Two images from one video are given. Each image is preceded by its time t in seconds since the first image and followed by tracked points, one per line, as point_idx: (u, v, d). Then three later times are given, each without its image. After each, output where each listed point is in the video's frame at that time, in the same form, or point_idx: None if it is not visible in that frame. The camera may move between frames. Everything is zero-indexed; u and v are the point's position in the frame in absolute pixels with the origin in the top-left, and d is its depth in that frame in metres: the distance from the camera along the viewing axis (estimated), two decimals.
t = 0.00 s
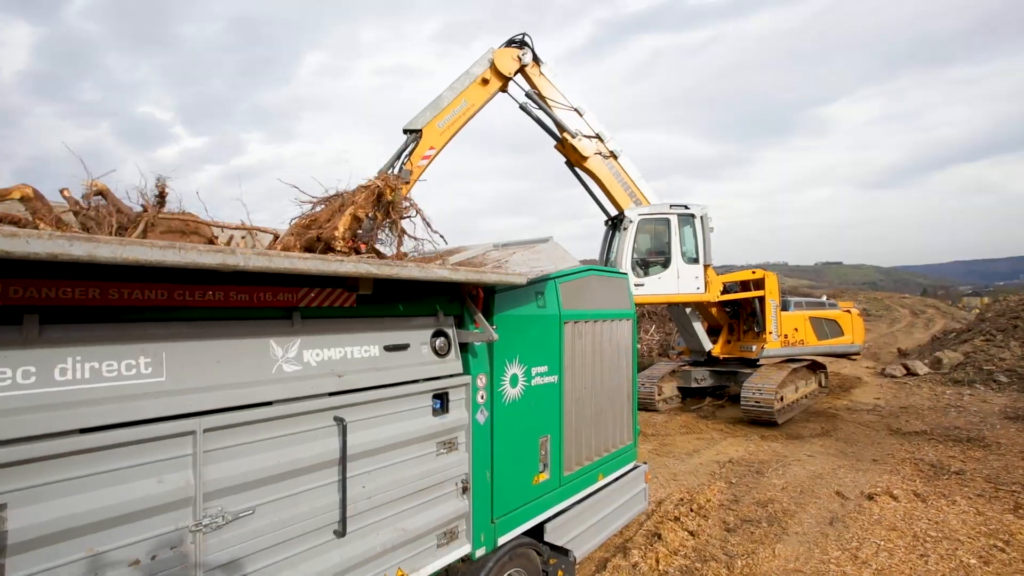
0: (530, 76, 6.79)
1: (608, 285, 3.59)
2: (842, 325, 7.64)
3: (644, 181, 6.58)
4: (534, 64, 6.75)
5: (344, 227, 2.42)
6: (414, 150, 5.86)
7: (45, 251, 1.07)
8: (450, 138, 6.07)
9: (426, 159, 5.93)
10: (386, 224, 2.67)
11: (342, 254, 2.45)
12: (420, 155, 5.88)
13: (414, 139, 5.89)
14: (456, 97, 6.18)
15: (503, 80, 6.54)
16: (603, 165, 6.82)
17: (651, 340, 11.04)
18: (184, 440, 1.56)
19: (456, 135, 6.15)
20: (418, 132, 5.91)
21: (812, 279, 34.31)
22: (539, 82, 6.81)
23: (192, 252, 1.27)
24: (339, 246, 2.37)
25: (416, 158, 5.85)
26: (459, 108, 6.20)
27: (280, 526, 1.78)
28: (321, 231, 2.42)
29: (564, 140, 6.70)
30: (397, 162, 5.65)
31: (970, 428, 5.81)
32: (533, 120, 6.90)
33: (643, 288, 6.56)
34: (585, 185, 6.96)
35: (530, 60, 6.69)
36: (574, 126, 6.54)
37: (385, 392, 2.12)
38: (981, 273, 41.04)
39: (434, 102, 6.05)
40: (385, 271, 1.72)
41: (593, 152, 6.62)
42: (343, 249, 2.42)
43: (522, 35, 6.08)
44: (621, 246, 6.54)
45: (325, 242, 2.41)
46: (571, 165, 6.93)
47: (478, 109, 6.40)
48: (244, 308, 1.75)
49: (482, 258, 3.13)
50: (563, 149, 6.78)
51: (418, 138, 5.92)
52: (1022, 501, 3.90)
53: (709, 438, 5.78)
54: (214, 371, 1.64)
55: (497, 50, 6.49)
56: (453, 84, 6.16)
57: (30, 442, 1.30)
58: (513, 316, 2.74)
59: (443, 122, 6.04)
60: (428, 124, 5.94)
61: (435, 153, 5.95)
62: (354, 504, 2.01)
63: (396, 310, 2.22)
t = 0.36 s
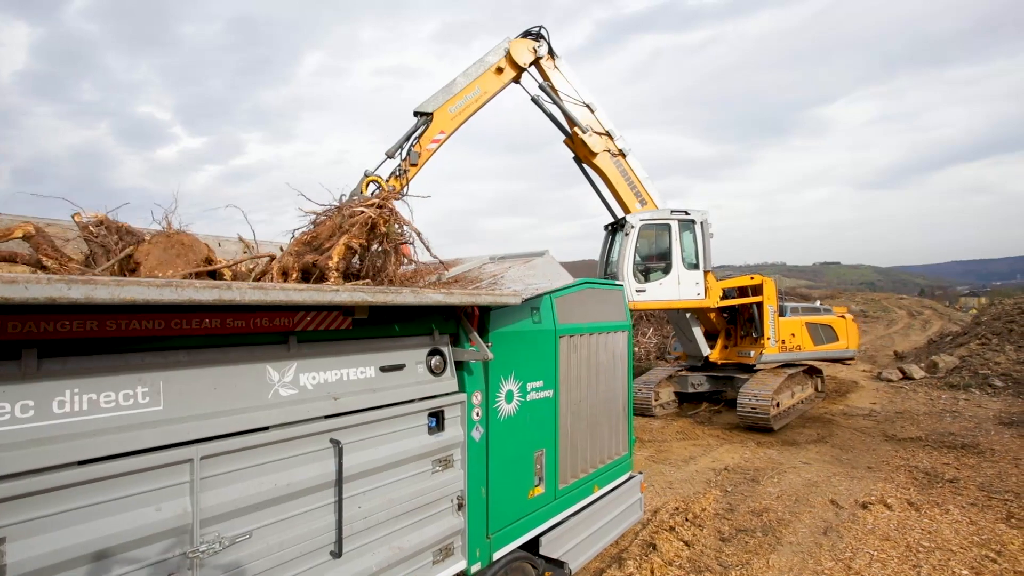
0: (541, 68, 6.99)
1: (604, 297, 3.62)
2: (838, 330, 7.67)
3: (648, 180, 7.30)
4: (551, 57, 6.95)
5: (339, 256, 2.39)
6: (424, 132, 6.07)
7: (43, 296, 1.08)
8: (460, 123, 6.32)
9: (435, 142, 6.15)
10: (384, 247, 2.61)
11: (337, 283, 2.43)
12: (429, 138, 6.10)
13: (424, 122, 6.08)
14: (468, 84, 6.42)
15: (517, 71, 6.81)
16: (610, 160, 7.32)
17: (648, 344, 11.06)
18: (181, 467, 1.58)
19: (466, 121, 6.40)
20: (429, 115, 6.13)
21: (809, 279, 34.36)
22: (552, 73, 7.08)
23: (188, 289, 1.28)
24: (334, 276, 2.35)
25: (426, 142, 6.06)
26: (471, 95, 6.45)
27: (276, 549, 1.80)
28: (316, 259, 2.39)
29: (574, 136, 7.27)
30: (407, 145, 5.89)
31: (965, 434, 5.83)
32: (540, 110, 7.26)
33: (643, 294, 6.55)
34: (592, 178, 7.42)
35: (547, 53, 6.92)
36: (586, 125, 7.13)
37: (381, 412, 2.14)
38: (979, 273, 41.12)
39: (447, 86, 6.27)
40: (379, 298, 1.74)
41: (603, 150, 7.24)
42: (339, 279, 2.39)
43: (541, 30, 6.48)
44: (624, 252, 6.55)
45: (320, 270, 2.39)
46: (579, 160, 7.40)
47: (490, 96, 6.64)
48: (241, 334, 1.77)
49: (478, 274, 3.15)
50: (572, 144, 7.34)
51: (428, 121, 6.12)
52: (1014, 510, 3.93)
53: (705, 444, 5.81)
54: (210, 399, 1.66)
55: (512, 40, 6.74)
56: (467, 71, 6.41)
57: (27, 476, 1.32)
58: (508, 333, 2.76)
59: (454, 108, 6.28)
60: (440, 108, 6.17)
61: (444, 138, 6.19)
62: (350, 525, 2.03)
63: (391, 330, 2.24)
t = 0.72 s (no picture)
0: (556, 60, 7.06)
1: (601, 310, 3.62)
2: (834, 336, 7.71)
3: (658, 181, 7.32)
4: (568, 50, 7.05)
5: (338, 271, 2.36)
6: (435, 113, 6.12)
7: (32, 342, 1.08)
8: (472, 107, 6.33)
9: (446, 124, 6.20)
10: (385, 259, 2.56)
11: (336, 300, 2.38)
12: (440, 120, 6.15)
13: (437, 102, 6.15)
14: (485, 69, 6.45)
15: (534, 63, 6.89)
16: (621, 159, 7.33)
17: (647, 347, 11.07)
18: (174, 498, 1.58)
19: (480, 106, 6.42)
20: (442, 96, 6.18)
21: (808, 279, 34.35)
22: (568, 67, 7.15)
23: (178, 327, 1.28)
24: (332, 291, 2.32)
25: (437, 123, 6.12)
26: (486, 80, 6.48)
27: None
28: (315, 274, 2.37)
29: (587, 132, 7.32)
30: (417, 124, 5.95)
31: (963, 441, 5.83)
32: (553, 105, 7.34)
33: (649, 301, 6.52)
34: (601, 177, 7.45)
35: (565, 45, 7.02)
36: (599, 121, 7.18)
37: (375, 435, 2.14)
38: (978, 273, 41.14)
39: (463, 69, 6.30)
40: (372, 327, 1.75)
41: (614, 148, 7.27)
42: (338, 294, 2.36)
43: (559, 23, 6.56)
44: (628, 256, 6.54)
45: (319, 287, 2.37)
46: (589, 157, 7.42)
47: (505, 83, 6.65)
48: (234, 361, 1.77)
49: (475, 290, 3.16)
50: (584, 139, 7.41)
51: (441, 103, 6.17)
52: (1011, 521, 3.93)
53: (703, 451, 5.81)
54: (203, 428, 1.66)
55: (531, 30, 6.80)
56: (484, 56, 6.44)
57: (19, 514, 1.32)
58: (503, 351, 2.77)
59: (467, 91, 6.31)
60: (453, 90, 6.20)
61: (455, 120, 6.22)
62: (345, 548, 2.03)
63: (387, 352, 2.24)
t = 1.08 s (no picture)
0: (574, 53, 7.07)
1: (598, 327, 3.59)
2: (831, 342, 7.72)
3: (666, 183, 7.31)
4: (584, 45, 7.10)
5: (317, 297, 2.26)
6: (447, 93, 6.05)
7: (8, 408, 1.06)
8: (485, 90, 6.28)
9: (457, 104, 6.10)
10: (368, 287, 2.45)
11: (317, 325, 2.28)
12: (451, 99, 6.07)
13: (449, 82, 6.09)
14: (500, 55, 6.46)
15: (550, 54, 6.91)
16: (631, 159, 7.31)
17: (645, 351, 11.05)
18: (162, 543, 1.55)
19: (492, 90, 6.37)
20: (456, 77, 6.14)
21: (807, 278, 34.35)
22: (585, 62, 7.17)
23: (162, 380, 1.27)
24: (310, 317, 2.23)
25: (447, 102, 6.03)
26: (500, 65, 6.47)
27: None
28: (295, 300, 2.29)
29: (599, 130, 7.32)
30: (428, 102, 5.89)
31: (961, 451, 5.81)
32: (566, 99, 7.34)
33: (657, 308, 6.47)
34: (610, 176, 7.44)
35: (582, 40, 7.07)
36: (614, 118, 7.19)
37: (368, 467, 2.11)
38: (976, 272, 41.17)
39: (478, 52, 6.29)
40: (364, 365, 1.74)
41: (626, 147, 7.24)
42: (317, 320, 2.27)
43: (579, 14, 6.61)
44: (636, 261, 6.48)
45: (300, 312, 2.28)
46: (599, 154, 7.41)
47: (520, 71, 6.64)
48: (223, 399, 1.74)
49: (470, 310, 3.12)
50: (596, 136, 7.40)
51: (453, 82, 6.11)
52: (1009, 537, 3.92)
53: (701, 461, 5.79)
54: (190, 469, 1.63)
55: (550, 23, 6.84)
56: (500, 42, 6.45)
57: None
58: (498, 374, 2.75)
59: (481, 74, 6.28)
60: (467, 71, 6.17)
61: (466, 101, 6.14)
62: None
63: (380, 381, 2.21)
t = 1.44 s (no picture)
0: (586, 53, 7.01)
1: (595, 350, 3.58)
2: (824, 352, 7.78)
3: (674, 190, 7.29)
4: (598, 45, 7.07)
5: (301, 350, 2.31)
6: (458, 78, 5.93)
7: None
8: (496, 78, 6.20)
9: (468, 90, 5.98)
10: (354, 342, 2.39)
11: (299, 380, 2.32)
12: (463, 84, 5.94)
13: (460, 66, 5.97)
14: (513, 45, 6.40)
15: (562, 50, 6.85)
16: (640, 165, 7.24)
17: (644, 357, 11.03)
18: None
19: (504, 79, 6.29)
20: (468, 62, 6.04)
21: (806, 278, 34.33)
22: (598, 63, 7.13)
23: (149, 456, 1.30)
24: (293, 370, 2.27)
25: (459, 86, 5.90)
26: (513, 55, 6.40)
27: None
28: (283, 346, 2.35)
29: (608, 133, 7.23)
30: (438, 85, 5.78)
31: (960, 465, 5.80)
32: (575, 100, 7.26)
33: (671, 321, 6.43)
34: (618, 181, 7.36)
35: (595, 40, 7.04)
36: (626, 121, 7.13)
37: (362, 510, 2.09)
38: (975, 272, 41.17)
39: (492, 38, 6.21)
40: (356, 421, 1.78)
41: (636, 152, 7.17)
42: (300, 376, 2.31)
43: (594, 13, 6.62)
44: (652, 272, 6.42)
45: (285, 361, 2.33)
46: (606, 158, 7.33)
47: (533, 64, 6.60)
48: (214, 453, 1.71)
49: (466, 339, 3.11)
50: (606, 138, 7.28)
51: (465, 68, 5.99)
52: (1008, 560, 3.90)
53: (699, 475, 5.78)
54: (181, 526, 1.61)
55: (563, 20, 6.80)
56: (514, 33, 6.39)
57: None
58: (493, 408, 2.73)
59: (494, 62, 6.20)
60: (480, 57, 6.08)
61: (478, 87, 6.02)
62: None
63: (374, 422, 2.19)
